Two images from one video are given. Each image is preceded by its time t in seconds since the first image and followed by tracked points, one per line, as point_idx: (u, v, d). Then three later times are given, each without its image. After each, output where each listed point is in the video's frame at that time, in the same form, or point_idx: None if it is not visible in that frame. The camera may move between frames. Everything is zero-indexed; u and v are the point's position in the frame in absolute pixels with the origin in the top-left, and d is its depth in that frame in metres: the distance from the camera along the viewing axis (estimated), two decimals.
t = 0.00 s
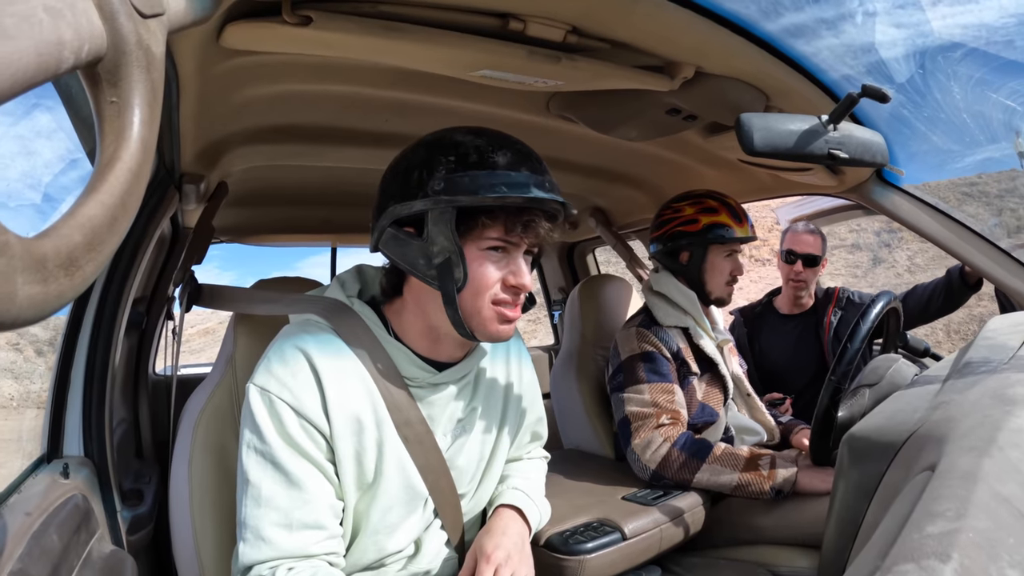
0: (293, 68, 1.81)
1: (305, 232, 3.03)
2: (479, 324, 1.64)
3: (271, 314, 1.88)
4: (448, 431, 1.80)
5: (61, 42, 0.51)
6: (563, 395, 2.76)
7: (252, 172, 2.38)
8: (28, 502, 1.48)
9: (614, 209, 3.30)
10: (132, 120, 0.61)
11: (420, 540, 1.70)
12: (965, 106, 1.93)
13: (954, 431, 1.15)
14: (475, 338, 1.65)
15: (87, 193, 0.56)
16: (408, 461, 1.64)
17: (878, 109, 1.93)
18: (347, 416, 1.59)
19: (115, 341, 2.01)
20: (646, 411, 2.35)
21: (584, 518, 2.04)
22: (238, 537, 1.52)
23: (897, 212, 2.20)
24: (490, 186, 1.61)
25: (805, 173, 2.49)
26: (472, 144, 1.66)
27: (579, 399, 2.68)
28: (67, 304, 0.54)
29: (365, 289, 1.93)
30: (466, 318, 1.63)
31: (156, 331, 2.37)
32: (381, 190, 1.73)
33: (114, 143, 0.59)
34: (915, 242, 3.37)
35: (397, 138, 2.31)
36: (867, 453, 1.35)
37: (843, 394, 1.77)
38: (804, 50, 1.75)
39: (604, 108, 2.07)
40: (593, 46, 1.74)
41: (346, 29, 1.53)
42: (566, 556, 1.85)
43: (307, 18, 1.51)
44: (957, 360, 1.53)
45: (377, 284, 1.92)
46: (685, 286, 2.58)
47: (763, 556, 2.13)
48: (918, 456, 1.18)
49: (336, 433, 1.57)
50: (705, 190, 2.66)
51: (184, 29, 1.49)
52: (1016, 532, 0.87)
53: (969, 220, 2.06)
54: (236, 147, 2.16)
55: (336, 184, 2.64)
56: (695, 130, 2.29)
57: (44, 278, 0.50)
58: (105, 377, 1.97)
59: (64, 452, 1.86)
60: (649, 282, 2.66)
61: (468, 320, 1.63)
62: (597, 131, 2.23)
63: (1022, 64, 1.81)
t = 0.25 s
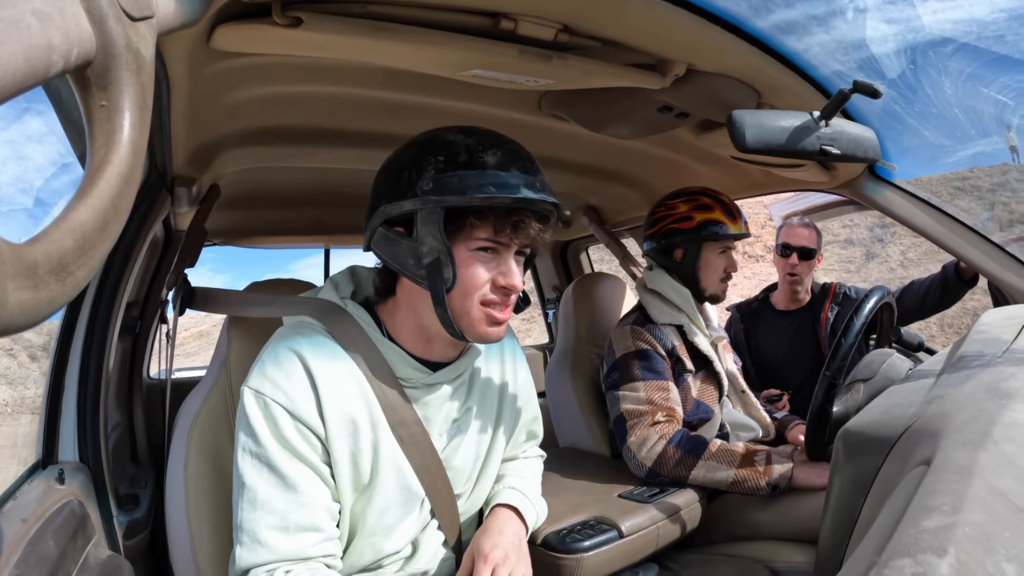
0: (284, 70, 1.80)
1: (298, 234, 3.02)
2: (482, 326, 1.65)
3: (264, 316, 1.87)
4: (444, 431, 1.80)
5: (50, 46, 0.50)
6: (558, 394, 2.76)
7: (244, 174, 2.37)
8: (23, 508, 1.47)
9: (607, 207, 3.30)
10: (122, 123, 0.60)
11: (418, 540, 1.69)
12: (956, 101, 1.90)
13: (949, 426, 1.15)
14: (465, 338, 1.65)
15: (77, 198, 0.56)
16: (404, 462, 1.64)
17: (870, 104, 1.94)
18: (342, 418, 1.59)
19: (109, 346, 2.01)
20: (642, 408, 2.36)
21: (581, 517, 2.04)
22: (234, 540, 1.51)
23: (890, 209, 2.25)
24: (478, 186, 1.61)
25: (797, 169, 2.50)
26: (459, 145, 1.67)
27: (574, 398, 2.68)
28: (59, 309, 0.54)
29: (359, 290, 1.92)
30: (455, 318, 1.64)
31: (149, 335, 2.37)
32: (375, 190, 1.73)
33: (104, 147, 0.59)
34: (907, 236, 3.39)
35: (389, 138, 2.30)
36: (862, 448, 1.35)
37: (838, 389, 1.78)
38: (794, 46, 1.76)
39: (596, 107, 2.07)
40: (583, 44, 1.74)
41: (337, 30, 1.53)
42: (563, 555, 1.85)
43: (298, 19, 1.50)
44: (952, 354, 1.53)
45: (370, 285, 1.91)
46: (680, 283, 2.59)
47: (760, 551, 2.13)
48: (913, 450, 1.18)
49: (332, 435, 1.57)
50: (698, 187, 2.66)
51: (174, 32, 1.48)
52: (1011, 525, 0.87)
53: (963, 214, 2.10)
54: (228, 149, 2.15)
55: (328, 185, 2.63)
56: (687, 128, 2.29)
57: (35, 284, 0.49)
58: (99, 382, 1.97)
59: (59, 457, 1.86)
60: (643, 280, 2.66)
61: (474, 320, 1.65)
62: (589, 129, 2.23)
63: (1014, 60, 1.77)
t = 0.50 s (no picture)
0: (284, 70, 1.80)
1: (299, 235, 3.02)
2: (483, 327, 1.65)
3: (264, 317, 1.87)
4: (444, 431, 1.80)
5: (51, 45, 0.50)
6: (558, 394, 2.76)
7: (244, 175, 2.37)
8: (24, 508, 1.47)
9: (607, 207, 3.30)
10: (122, 123, 0.60)
11: (418, 541, 1.69)
12: (956, 102, 1.91)
13: (949, 425, 1.15)
14: (461, 338, 1.65)
15: (78, 198, 0.56)
16: (405, 462, 1.64)
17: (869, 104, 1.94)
18: (342, 418, 1.59)
19: (109, 346, 2.01)
20: (641, 408, 2.36)
21: (581, 517, 2.04)
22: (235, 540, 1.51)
23: (890, 208, 2.26)
24: (475, 185, 1.61)
25: (797, 170, 2.50)
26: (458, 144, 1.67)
27: (574, 398, 2.68)
28: (60, 309, 0.54)
29: (358, 290, 1.92)
30: (453, 317, 1.64)
31: (149, 336, 2.37)
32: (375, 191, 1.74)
33: (105, 147, 0.59)
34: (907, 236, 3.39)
35: (389, 139, 2.30)
36: (863, 448, 1.35)
37: (838, 389, 1.78)
38: (794, 46, 1.76)
39: (596, 107, 2.07)
40: (583, 44, 1.74)
41: (337, 31, 1.53)
42: (563, 555, 1.86)
43: (298, 20, 1.50)
44: (952, 353, 1.53)
45: (370, 286, 1.91)
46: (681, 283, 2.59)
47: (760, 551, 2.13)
48: (913, 450, 1.19)
49: (332, 435, 1.57)
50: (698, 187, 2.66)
51: (174, 32, 1.48)
52: (1011, 524, 0.87)
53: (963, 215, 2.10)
54: (228, 150, 2.15)
55: (328, 186, 2.63)
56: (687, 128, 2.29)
57: (37, 284, 0.49)
58: (99, 383, 1.97)
59: (59, 457, 1.86)
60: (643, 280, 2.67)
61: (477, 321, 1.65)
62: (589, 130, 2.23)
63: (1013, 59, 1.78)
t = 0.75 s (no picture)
0: (287, 70, 1.81)
1: (301, 235, 3.03)
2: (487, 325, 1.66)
3: (266, 316, 1.87)
4: (446, 431, 1.80)
5: (55, 44, 0.50)
6: (560, 395, 2.76)
7: (247, 174, 2.38)
8: (25, 506, 1.48)
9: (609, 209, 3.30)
10: (127, 122, 0.60)
11: (419, 540, 1.69)
12: (959, 104, 1.92)
13: (951, 427, 1.15)
14: (463, 338, 1.65)
15: (81, 197, 0.56)
16: (407, 462, 1.64)
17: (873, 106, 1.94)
18: (344, 418, 1.59)
19: (111, 345, 2.01)
20: (642, 410, 2.35)
21: (582, 518, 2.04)
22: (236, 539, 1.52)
23: (892, 210, 2.24)
24: (476, 184, 1.61)
25: (800, 171, 2.51)
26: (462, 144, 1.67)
27: (575, 399, 2.68)
28: (63, 308, 0.54)
29: (360, 291, 1.92)
30: (454, 317, 1.64)
31: (152, 335, 2.37)
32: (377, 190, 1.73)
33: (109, 146, 0.59)
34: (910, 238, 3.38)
35: (391, 139, 2.31)
36: (865, 450, 1.35)
37: (840, 391, 1.78)
38: (798, 48, 1.76)
39: (598, 108, 2.07)
40: (586, 45, 1.74)
41: (340, 31, 1.53)
42: (564, 556, 1.86)
43: (301, 20, 1.51)
44: (954, 356, 1.53)
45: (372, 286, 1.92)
46: (680, 286, 2.59)
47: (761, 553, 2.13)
48: (914, 452, 1.18)
49: (333, 435, 1.57)
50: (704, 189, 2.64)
51: (178, 32, 1.48)
52: (1013, 526, 0.87)
53: (964, 217, 2.08)
54: (231, 150, 2.16)
55: (331, 186, 2.63)
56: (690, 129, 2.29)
57: (40, 282, 0.49)
58: (101, 382, 1.97)
59: (61, 456, 1.86)
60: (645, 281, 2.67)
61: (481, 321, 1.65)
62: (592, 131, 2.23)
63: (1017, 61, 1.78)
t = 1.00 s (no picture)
0: (289, 70, 1.81)
1: (302, 235, 3.03)
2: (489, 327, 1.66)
3: (267, 316, 1.87)
4: (447, 431, 1.80)
5: (58, 44, 0.50)
6: (560, 396, 2.76)
7: (248, 174, 2.38)
8: (26, 506, 1.48)
9: (610, 209, 3.30)
10: (128, 122, 0.60)
11: (420, 540, 1.69)
12: (960, 104, 1.94)
13: (952, 428, 1.15)
14: (462, 338, 1.65)
15: (83, 196, 0.56)
16: (407, 462, 1.64)
17: (874, 108, 1.93)
18: (345, 417, 1.59)
19: (112, 345, 2.01)
20: (643, 411, 2.35)
21: (583, 518, 2.04)
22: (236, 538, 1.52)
23: (894, 210, 2.21)
24: (475, 184, 1.61)
25: (802, 173, 2.51)
26: (461, 145, 1.66)
27: (576, 400, 2.68)
28: (65, 306, 0.54)
29: (361, 291, 1.92)
30: (455, 317, 1.64)
31: (153, 334, 2.38)
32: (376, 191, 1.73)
33: (111, 146, 0.59)
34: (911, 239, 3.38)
35: (392, 139, 2.31)
36: (865, 451, 1.35)
37: (841, 391, 1.78)
38: (799, 49, 1.76)
39: (599, 109, 2.07)
40: (588, 46, 1.74)
41: (342, 31, 1.53)
42: (564, 556, 1.86)
43: (303, 20, 1.51)
44: (955, 357, 1.53)
45: (372, 286, 1.91)
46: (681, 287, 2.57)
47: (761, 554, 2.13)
48: (915, 453, 1.18)
49: (334, 435, 1.57)
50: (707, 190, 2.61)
51: (180, 32, 1.48)
52: (1014, 528, 0.87)
53: (965, 218, 2.07)
54: (232, 149, 2.16)
55: (332, 186, 2.64)
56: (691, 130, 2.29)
57: (42, 281, 0.50)
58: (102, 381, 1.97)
59: (62, 455, 1.87)
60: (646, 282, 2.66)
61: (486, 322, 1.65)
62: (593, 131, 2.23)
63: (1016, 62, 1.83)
